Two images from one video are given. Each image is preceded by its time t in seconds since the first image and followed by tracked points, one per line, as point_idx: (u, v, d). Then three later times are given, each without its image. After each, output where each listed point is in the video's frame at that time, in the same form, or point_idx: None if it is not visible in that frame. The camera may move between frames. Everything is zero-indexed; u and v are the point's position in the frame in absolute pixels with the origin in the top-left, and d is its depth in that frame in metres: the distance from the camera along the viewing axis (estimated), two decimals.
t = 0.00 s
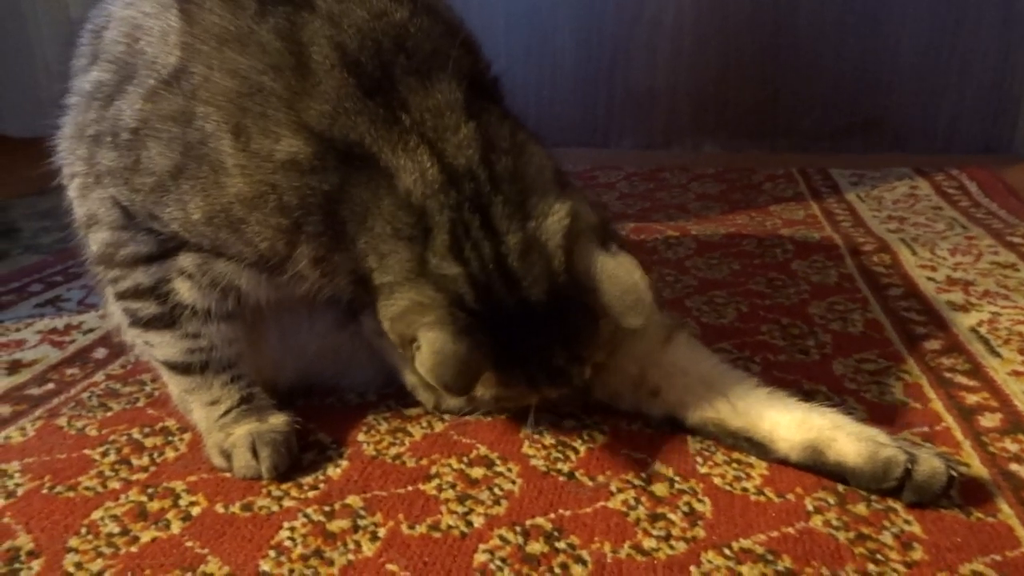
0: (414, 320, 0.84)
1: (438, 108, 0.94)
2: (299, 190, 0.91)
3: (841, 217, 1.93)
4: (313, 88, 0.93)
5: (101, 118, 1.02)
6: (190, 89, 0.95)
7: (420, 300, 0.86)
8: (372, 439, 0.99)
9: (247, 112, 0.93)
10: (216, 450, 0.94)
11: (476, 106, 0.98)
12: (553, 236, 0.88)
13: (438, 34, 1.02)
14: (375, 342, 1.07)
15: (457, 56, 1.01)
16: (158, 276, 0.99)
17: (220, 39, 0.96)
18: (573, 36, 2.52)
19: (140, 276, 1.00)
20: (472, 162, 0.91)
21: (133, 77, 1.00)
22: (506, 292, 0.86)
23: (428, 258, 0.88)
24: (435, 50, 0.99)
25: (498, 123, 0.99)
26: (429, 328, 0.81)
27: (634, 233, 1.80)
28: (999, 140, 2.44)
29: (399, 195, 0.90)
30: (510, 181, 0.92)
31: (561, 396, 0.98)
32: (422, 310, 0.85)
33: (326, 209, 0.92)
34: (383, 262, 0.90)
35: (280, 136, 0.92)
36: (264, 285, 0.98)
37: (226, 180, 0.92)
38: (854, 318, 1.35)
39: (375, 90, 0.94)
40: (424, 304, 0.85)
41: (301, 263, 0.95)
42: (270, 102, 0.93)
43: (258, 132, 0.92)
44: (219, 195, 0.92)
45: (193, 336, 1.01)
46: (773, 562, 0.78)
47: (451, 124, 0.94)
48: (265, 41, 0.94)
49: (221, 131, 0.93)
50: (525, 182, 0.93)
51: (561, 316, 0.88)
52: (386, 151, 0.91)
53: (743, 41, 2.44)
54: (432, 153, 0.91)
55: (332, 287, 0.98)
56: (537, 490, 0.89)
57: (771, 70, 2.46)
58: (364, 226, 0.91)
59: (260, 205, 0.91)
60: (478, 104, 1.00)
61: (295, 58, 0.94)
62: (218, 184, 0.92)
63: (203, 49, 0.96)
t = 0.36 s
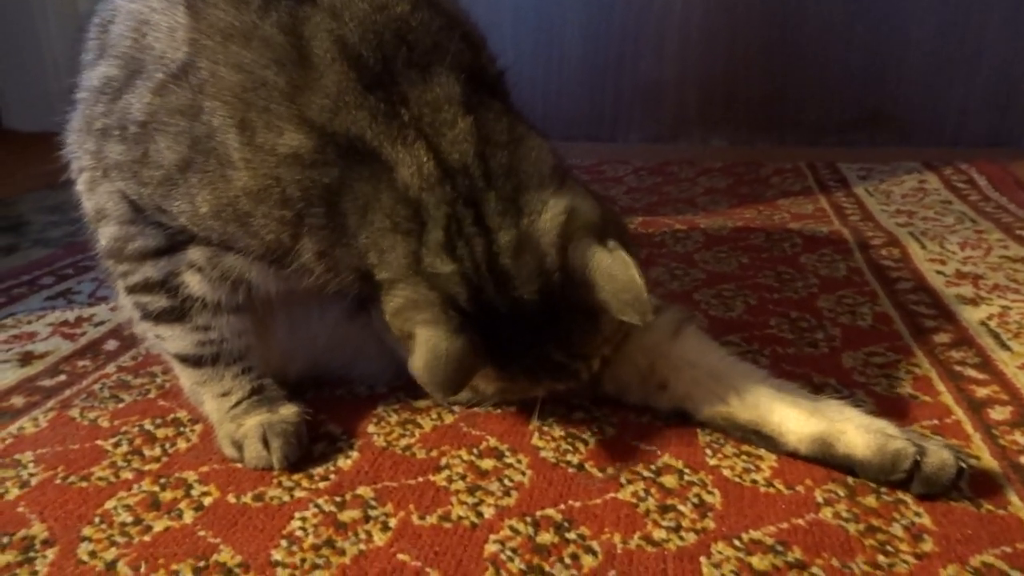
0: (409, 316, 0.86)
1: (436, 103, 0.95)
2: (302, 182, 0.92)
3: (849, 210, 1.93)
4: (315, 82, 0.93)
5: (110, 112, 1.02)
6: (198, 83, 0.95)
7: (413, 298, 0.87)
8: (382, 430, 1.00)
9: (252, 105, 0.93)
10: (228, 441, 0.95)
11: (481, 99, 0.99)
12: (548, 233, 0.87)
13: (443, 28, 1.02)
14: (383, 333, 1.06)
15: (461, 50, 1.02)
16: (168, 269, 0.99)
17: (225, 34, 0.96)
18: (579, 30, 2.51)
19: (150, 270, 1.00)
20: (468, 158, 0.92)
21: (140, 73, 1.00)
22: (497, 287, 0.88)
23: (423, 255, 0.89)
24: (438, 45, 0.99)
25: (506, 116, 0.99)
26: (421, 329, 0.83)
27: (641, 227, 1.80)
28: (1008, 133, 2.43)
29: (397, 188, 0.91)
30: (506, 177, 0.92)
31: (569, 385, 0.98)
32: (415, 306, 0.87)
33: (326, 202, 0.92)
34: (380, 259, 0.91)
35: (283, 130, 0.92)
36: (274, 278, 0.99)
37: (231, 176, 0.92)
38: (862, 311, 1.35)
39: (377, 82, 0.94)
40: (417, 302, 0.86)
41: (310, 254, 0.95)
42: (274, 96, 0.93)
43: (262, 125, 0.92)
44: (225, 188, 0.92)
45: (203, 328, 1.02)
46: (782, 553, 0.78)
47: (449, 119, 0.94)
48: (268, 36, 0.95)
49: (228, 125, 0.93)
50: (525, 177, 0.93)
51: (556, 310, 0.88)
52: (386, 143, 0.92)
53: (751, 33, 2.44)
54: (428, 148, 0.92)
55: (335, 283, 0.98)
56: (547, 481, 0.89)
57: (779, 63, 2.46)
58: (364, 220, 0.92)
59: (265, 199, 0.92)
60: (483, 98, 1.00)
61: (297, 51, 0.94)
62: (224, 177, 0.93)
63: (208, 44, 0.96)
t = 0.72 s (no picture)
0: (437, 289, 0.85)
1: (444, 77, 0.93)
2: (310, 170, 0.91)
3: (855, 208, 1.92)
4: (317, 67, 0.92)
5: (117, 106, 1.03)
6: (205, 75, 0.96)
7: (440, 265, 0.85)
8: (387, 424, 1.00)
9: (256, 95, 0.93)
10: (234, 433, 0.95)
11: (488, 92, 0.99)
12: (578, 196, 0.89)
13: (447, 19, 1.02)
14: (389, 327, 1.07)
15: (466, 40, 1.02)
16: (175, 262, 1.00)
17: (229, 26, 0.96)
18: (587, 26, 2.51)
19: (157, 263, 1.01)
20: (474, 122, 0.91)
21: (147, 66, 1.01)
22: (531, 239, 0.87)
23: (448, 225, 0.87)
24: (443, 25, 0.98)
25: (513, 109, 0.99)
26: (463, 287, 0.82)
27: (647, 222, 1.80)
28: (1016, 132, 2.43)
29: (401, 165, 0.89)
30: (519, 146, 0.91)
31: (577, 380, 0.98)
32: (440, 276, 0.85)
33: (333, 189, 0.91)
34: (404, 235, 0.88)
35: (288, 118, 0.92)
36: (281, 271, 0.99)
37: (238, 163, 0.93)
38: (868, 309, 1.34)
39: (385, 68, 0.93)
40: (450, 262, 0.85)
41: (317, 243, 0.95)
42: (278, 84, 0.93)
43: (269, 116, 0.92)
44: (233, 178, 0.93)
45: (210, 321, 1.03)
46: (787, 548, 0.78)
47: (455, 91, 0.93)
48: (271, 24, 0.95)
49: (234, 116, 0.93)
50: (527, 148, 0.93)
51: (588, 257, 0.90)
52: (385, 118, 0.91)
53: (760, 29, 2.43)
54: (432, 119, 0.91)
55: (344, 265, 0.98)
56: (552, 475, 0.89)
57: (787, 58, 2.45)
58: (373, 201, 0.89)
59: (274, 187, 0.92)
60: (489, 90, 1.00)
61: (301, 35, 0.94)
62: (232, 167, 0.93)
63: (213, 37, 0.97)
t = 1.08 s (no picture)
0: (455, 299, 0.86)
1: (444, 70, 0.93)
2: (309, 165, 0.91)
3: (858, 206, 1.92)
4: (316, 60, 0.93)
5: (121, 98, 1.03)
6: (207, 67, 0.95)
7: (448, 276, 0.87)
8: (387, 421, 1.00)
9: (256, 91, 0.93)
10: (235, 429, 0.95)
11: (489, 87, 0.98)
12: (597, 209, 0.89)
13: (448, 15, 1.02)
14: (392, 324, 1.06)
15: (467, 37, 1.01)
16: (177, 257, 1.00)
17: (231, 19, 0.96)
18: (589, 23, 2.50)
19: (159, 257, 1.00)
20: (472, 116, 0.90)
21: (151, 58, 1.00)
22: (552, 254, 0.86)
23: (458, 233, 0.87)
24: (444, 19, 0.98)
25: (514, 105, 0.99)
26: (481, 309, 0.84)
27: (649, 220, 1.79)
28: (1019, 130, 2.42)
29: (403, 160, 0.89)
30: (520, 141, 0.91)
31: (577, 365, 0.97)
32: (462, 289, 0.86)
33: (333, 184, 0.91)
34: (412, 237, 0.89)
35: (286, 109, 0.92)
36: (282, 267, 0.99)
37: (237, 157, 0.93)
38: (870, 307, 1.34)
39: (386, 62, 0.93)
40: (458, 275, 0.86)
41: (318, 241, 0.95)
42: (278, 76, 0.93)
43: (267, 107, 0.92)
44: (230, 170, 0.93)
45: (212, 317, 1.03)
46: (788, 547, 0.78)
47: (456, 85, 0.92)
48: (270, 18, 0.95)
49: (234, 108, 0.93)
50: (537, 153, 0.91)
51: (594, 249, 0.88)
52: (383, 109, 0.91)
53: (763, 26, 2.43)
54: (435, 117, 0.90)
55: (344, 264, 0.98)
56: (552, 473, 0.89)
57: (790, 56, 2.45)
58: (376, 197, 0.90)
59: (270, 180, 0.92)
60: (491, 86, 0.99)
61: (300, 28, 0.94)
62: (230, 159, 0.93)
63: (215, 30, 0.96)
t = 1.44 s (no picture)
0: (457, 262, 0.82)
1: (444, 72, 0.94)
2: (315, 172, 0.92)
3: (858, 205, 1.92)
4: (317, 65, 0.93)
5: (115, 103, 1.03)
6: (203, 71, 0.95)
7: (451, 242, 0.84)
8: (388, 420, 1.00)
9: (255, 91, 0.93)
10: (235, 428, 0.95)
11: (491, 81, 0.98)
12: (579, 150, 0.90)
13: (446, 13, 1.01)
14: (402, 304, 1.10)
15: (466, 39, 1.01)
16: (176, 258, 1.00)
17: (228, 21, 0.96)
18: (590, 21, 2.50)
19: (158, 259, 1.01)
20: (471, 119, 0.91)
21: (145, 60, 1.00)
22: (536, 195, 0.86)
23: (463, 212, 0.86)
24: (443, 20, 0.98)
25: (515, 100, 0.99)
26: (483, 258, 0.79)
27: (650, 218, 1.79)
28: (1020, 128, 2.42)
29: (402, 163, 0.90)
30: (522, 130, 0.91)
31: (596, 372, 0.98)
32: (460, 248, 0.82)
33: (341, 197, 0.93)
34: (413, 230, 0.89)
35: (289, 116, 0.92)
36: (281, 267, 0.99)
37: (238, 163, 0.93)
38: (870, 305, 1.34)
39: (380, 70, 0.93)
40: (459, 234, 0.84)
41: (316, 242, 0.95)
42: (277, 81, 0.93)
43: (268, 112, 0.92)
44: (233, 177, 0.93)
45: (211, 317, 1.03)
46: (787, 545, 0.78)
47: (454, 84, 0.93)
48: (269, 20, 0.94)
49: (234, 114, 0.93)
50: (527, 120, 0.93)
51: (603, 215, 0.88)
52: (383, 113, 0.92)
53: (764, 24, 2.42)
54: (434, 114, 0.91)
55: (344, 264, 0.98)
56: (552, 471, 0.89)
57: (791, 55, 2.45)
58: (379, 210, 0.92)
59: (276, 187, 0.92)
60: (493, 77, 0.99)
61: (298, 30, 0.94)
62: (232, 166, 0.93)
63: (213, 32, 0.96)
